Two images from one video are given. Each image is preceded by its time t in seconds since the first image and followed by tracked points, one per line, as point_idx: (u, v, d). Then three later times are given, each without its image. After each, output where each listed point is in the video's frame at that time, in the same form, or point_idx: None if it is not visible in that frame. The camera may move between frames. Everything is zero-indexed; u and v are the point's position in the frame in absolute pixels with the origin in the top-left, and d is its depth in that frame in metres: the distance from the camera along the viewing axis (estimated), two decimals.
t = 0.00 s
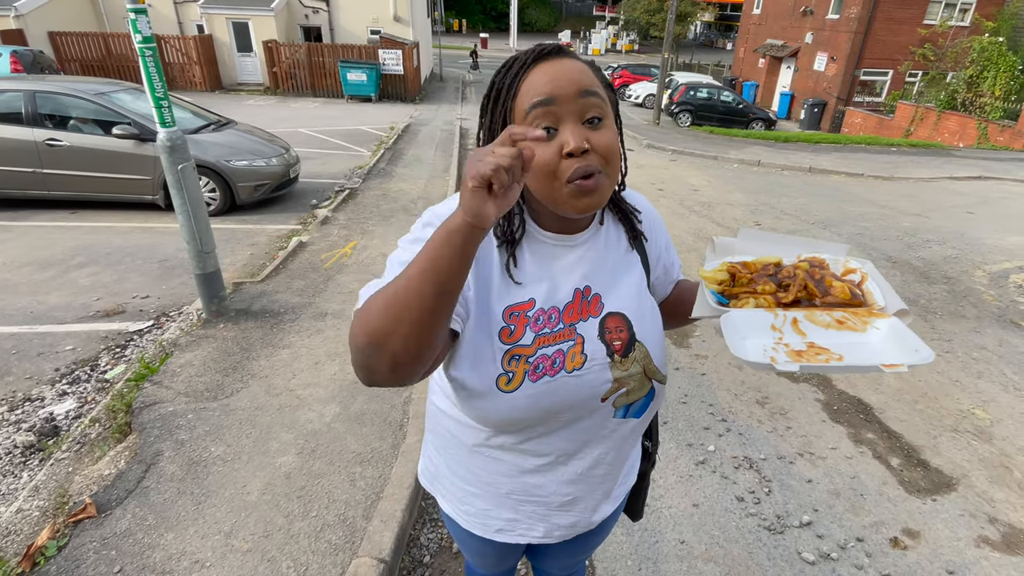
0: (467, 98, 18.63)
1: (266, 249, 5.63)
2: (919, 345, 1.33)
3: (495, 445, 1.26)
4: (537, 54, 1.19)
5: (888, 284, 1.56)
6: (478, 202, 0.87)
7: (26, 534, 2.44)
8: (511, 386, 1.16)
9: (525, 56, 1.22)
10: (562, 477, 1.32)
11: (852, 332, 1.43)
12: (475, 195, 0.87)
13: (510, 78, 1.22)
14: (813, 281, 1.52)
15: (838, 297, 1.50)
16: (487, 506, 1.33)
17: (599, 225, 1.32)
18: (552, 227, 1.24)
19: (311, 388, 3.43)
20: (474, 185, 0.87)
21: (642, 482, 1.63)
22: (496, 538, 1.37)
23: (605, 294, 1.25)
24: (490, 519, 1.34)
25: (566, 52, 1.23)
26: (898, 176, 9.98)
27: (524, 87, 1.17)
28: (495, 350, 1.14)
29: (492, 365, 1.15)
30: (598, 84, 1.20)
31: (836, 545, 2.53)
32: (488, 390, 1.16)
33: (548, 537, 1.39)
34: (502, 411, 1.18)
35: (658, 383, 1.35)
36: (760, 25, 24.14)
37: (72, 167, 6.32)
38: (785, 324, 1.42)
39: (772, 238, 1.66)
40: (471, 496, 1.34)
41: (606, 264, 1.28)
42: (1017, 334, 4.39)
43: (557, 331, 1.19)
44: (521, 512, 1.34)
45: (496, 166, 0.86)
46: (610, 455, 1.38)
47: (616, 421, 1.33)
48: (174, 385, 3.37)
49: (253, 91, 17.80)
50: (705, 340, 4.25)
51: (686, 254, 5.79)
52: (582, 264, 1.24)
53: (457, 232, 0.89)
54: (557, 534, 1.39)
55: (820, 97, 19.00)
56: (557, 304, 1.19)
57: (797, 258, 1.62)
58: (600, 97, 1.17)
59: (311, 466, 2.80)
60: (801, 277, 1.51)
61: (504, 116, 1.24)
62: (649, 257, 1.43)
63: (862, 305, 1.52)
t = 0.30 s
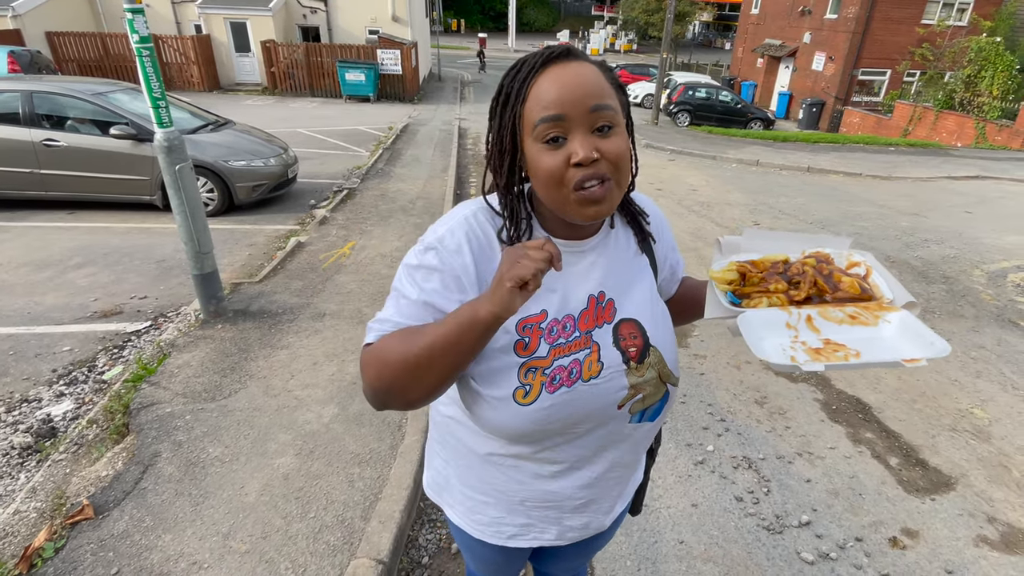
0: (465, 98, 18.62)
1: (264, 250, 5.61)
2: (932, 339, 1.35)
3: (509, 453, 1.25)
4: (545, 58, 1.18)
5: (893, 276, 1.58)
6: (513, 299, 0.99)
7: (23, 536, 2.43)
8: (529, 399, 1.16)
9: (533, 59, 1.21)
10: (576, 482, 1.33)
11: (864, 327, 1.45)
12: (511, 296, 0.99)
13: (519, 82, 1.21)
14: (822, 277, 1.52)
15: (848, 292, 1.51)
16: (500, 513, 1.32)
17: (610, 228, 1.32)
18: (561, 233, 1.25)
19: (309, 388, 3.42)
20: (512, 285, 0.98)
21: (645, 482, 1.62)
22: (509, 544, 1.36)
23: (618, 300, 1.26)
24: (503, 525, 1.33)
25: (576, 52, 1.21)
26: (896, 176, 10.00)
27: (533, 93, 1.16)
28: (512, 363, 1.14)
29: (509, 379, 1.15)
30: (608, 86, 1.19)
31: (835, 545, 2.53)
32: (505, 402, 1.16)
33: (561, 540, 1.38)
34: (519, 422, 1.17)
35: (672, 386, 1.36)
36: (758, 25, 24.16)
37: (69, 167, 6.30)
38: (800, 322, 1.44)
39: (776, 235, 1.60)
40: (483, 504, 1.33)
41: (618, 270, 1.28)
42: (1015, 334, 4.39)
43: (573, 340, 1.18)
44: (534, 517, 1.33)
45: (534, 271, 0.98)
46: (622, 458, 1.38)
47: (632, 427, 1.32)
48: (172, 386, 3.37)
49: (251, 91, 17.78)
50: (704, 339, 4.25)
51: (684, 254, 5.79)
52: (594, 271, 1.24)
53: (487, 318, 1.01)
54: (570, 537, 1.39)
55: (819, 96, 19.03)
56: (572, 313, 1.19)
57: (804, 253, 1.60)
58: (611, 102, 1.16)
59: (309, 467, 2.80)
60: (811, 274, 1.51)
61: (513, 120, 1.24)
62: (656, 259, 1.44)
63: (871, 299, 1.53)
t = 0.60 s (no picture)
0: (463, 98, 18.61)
1: (262, 250, 5.61)
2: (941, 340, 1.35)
3: (512, 458, 1.25)
4: (544, 59, 1.17)
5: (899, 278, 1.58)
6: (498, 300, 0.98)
7: (20, 537, 2.42)
8: (532, 404, 1.16)
9: (531, 62, 1.20)
10: (580, 488, 1.32)
11: (871, 329, 1.44)
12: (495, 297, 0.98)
13: (518, 85, 1.21)
14: (828, 280, 1.52)
15: (854, 294, 1.51)
16: (503, 517, 1.32)
17: (615, 231, 1.32)
18: (564, 236, 1.24)
19: (308, 389, 3.41)
20: (494, 286, 0.97)
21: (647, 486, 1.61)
22: (512, 548, 1.35)
23: (622, 304, 1.25)
24: (506, 529, 1.33)
25: (576, 52, 1.20)
26: (894, 175, 10.01)
27: (532, 95, 1.16)
28: (515, 367, 1.14)
29: (512, 384, 1.15)
30: (607, 85, 1.18)
31: (834, 545, 2.52)
32: (508, 407, 1.15)
33: (564, 544, 1.38)
34: (522, 427, 1.17)
35: (677, 392, 1.35)
36: (756, 25, 24.18)
37: (67, 167, 6.29)
38: (806, 324, 1.44)
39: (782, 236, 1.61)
40: (486, 508, 1.32)
41: (622, 274, 1.27)
42: (1013, 333, 4.40)
43: (577, 344, 1.18)
44: (538, 521, 1.33)
45: (515, 273, 0.97)
46: (626, 463, 1.37)
47: (636, 432, 1.32)
48: (169, 387, 3.35)
49: (249, 92, 17.76)
50: (703, 339, 4.24)
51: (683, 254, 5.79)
52: (598, 275, 1.24)
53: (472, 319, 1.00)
54: (574, 541, 1.39)
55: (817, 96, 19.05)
56: (575, 317, 1.18)
57: (810, 255, 1.59)
58: (610, 102, 1.15)
59: (308, 468, 2.79)
60: (817, 276, 1.51)
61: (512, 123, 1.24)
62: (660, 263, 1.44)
63: (878, 302, 1.53)
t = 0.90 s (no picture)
0: (462, 98, 18.62)
1: (261, 250, 5.61)
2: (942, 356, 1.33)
3: (506, 459, 1.25)
4: (546, 55, 1.18)
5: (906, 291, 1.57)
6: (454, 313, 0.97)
7: (19, 539, 2.41)
8: (520, 405, 1.16)
9: (535, 58, 1.20)
10: (575, 492, 1.32)
11: (872, 341, 1.44)
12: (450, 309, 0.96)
13: (519, 80, 1.21)
14: (830, 290, 1.53)
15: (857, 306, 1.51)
16: (497, 517, 1.32)
17: (612, 234, 1.31)
18: (559, 237, 1.23)
19: (307, 390, 3.41)
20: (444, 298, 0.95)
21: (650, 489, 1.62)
22: (507, 549, 1.35)
23: (617, 307, 1.25)
24: (500, 530, 1.33)
25: (578, 51, 1.21)
26: (893, 175, 10.02)
27: (531, 90, 1.16)
28: (505, 367, 1.14)
29: (501, 384, 1.15)
30: (609, 87, 1.18)
31: (833, 546, 2.52)
32: (497, 407, 1.16)
33: (559, 547, 1.38)
34: (511, 428, 1.18)
35: (672, 398, 1.35)
36: (755, 25, 24.19)
37: (65, 168, 6.28)
38: (803, 333, 1.44)
39: (786, 244, 1.67)
40: (481, 508, 1.32)
41: (618, 278, 1.27)
42: (1012, 334, 4.40)
43: (568, 346, 1.18)
44: (532, 523, 1.33)
45: (455, 285, 0.93)
46: (622, 468, 1.37)
47: (629, 437, 1.32)
48: (168, 388, 3.35)
49: (248, 92, 17.76)
50: (702, 340, 4.24)
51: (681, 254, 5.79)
52: (593, 277, 1.23)
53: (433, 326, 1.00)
54: (568, 544, 1.39)
55: (816, 96, 19.04)
56: (567, 319, 1.18)
57: (814, 264, 1.62)
58: (608, 102, 1.15)
59: (307, 469, 2.79)
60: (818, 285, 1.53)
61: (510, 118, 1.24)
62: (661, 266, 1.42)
63: (882, 314, 1.52)
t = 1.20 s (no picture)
0: (462, 98, 18.62)
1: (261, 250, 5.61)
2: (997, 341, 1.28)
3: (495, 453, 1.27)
4: (571, 51, 1.21)
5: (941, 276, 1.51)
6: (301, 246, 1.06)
7: (19, 539, 2.41)
8: (493, 389, 1.17)
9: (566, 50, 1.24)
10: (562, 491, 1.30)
11: (915, 329, 1.39)
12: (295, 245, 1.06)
13: (545, 65, 1.26)
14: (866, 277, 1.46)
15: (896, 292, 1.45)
16: (491, 513, 1.33)
17: (604, 231, 1.30)
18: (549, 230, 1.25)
19: (307, 390, 3.41)
20: (269, 242, 1.04)
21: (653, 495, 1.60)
22: (502, 547, 1.36)
23: (603, 305, 1.23)
24: (494, 526, 1.34)
25: (608, 59, 1.22)
26: (893, 176, 10.02)
27: (543, 77, 1.20)
28: (479, 350, 1.17)
29: (475, 366, 1.18)
30: (613, 99, 1.16)
31: (834, 546, 2.53)
32: (472, 390, 1.19)
33: (553, 553, 1.36)
34: (488, 414, 1.20)
35: (657, 403, 1.32)
36: (755, 25, 24.19)
37: (64, 168, 6.27)
38: (842, 325, 1.38)
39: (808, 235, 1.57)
40: (476, 503, 1.34)
41: (608, 277, 1.26)
42: (1012, 334, 4.41)
43: (546, 336, 1.18)
44: (525, 523, 1.33)
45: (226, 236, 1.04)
46: (610, 469, 1.33)
47: (611, 439, 1.28)
48: (169, 388, 3.35)
49: (248, 91, 17.75)
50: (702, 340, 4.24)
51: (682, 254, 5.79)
52: (579, 273, 1.24)
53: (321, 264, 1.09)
54: (562, 550, 1.36)
55: (816, 96, 19.04)
56: (548, 310, 1.20)
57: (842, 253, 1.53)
58: (600, 108, 1.14)
59: (308, 470, 2.78)
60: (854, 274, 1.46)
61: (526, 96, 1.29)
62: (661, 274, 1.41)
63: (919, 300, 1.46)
